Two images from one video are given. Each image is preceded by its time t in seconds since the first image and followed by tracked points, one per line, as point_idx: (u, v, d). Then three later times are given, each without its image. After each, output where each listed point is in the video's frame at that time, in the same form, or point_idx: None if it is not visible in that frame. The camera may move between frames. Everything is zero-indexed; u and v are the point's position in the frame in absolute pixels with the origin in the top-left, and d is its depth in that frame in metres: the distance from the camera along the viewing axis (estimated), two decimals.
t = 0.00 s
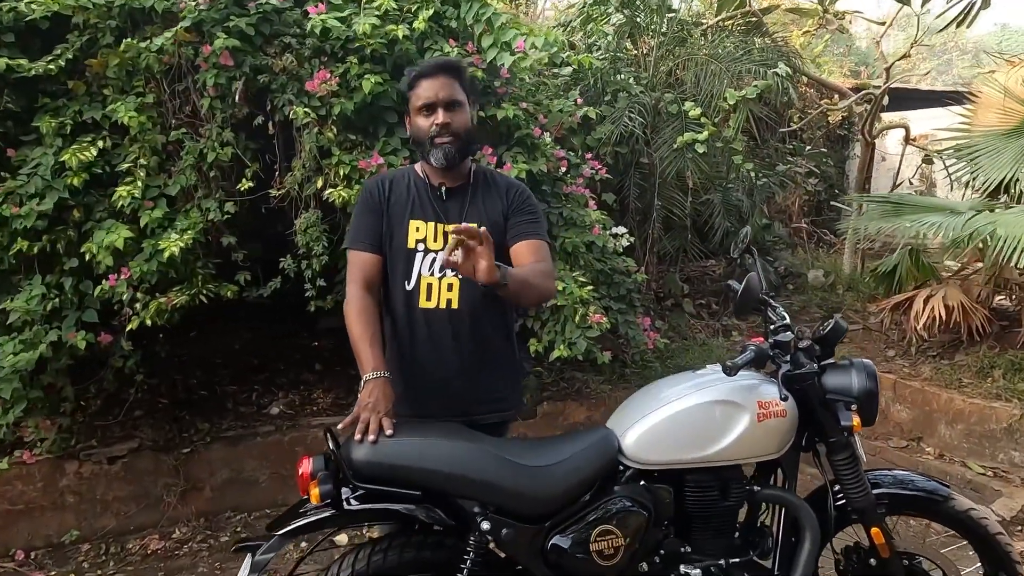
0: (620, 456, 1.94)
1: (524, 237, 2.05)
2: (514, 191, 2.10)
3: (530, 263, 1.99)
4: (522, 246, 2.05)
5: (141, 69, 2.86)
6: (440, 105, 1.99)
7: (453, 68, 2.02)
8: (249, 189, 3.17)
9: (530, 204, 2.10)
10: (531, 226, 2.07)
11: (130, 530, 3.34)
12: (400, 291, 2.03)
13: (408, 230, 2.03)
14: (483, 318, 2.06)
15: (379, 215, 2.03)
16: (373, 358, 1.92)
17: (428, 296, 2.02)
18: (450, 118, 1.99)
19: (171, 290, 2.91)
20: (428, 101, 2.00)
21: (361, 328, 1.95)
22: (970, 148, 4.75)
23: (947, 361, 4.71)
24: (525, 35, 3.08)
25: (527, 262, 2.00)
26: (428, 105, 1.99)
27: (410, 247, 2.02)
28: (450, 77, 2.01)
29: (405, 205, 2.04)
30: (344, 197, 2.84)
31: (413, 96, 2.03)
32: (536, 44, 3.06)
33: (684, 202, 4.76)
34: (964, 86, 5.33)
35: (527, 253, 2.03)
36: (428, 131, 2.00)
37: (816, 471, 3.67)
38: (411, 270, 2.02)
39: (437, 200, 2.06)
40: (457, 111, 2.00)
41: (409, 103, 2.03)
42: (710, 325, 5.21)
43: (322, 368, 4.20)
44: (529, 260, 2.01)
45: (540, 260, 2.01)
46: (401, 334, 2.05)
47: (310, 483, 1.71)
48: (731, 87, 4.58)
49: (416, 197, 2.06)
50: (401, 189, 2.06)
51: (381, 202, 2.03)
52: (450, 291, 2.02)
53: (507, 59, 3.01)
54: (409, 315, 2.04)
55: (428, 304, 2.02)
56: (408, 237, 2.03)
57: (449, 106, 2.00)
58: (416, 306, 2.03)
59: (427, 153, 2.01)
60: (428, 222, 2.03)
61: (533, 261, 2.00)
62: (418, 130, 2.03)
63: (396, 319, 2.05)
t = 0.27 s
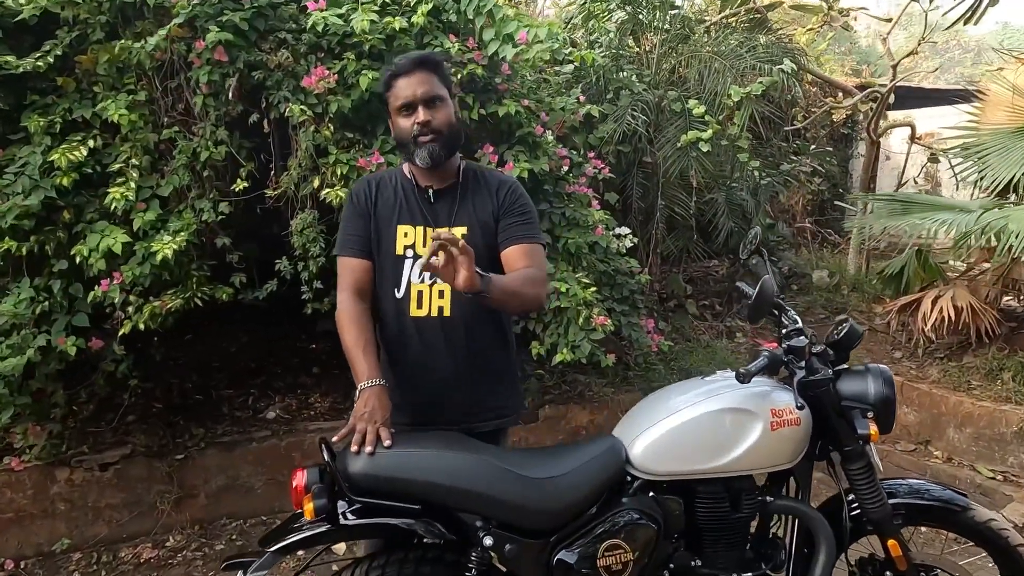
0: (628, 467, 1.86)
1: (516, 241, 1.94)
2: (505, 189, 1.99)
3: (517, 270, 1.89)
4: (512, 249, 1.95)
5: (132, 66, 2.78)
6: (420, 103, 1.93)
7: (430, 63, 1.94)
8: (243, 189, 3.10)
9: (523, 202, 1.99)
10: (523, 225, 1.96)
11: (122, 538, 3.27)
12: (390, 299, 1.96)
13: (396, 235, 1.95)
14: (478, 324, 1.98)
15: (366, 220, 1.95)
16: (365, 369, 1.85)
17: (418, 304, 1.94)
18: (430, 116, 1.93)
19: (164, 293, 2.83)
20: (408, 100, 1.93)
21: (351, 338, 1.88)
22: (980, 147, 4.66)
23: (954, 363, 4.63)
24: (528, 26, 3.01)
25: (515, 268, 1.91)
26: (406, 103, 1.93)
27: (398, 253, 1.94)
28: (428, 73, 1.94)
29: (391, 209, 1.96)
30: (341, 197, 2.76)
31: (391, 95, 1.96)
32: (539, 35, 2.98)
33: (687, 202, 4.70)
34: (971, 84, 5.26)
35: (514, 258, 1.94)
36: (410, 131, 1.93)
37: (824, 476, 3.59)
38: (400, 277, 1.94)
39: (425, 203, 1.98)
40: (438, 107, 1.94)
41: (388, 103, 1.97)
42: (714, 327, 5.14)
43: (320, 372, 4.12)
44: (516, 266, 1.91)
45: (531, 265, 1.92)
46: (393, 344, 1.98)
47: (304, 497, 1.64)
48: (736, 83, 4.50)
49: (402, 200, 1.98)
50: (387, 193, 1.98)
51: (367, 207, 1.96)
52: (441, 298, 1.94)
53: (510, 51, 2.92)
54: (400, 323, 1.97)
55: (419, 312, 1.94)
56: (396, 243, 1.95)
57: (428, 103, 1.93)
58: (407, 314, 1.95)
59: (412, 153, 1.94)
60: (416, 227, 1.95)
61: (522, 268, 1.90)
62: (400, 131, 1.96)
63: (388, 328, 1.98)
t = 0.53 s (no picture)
0: (628, 475, 1.81)
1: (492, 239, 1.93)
2: (479, 187, 1.97)
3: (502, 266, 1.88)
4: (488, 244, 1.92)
5: (122, 64, 2.73)
6: (392, 99, 1.90)
7: (402, 57, 1.91)
8: (235, 189, 3.04)
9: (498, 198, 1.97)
10: (498, 219, 1.94)
11: (114, 545, 3.21)
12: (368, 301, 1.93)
13: (371, 236, 1.91)
14: (457, 324, 1.95)
15: (340, 222, 1.91)
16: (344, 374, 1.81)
17: (396, 305, 1.91)
18: (402, 111, 1.90)
19: (154, 295, 2.77)
20: (380, 95, 1.90)
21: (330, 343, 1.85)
22: (985, 146, 4.58)
23: (959, 365, 4.57)
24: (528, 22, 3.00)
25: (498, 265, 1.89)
26: (378, 98, 1.90)
27: (375, 254, 1.91)
28: (400, 67, 1.91)
29: (365, 210, 1.92)
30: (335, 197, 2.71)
31: (363, 91, 1.93)
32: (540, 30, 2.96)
33: (689, 202, 4.67)
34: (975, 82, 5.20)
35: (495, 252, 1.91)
36: (382, 127, 1.90)
37: (828, 481, 3.53)
38: (377, 278, 1.91)
39: (400, 203, 1.94)
40: (411, 103, 1.91)
41: (359, 99, 1.94)
42: (715, 328, 5.08)
43: (316, 374, 4.06)
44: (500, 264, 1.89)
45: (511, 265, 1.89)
46: (372, 346, 1.95)
47: (292, 506, 1.58)
48: (737, 81, 4.44)
49: (377, 201, 1.93)
50: (360, 192, 1.94)
51: (340, 208, 1.92)
52: (419, 299, 1.91)
53: (510, 47, 2.85)
54: (378, 326, 1.93)
55: (397, 314, 1.91)
56: (371, 244, 1.91)
57: (400, 99, 1.90)
58: (385, 316, 1.92)
59: (384, 150, 1.90)
60: (392, 227, 1.92)
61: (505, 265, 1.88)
62: (371, 127, 1.93)
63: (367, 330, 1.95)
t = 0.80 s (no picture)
0: (621, 481, 1.77)
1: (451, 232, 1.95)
2: (436, 183, 2.00)
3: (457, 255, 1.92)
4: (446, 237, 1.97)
5: (110, 62, 2.69)
6: (344, 92, 1.89)
7: (354, 52, 1.92)
8: (226, 189, 3.01)
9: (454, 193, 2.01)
10: (458, 215, 1.98)
11: (104, 549, 3.17)
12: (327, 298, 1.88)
13: (328, 232, 1.87)
14: (418, 318, 1.94)
15: (295, 218, 1.85)
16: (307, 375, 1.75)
17: (356, 300, 1.88)
18: (356, 105, 1.89)
19: (144, 296, 2.74)
20: (332, 89, 1.90)
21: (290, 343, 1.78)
22: (986, 145, 4.54)
23: (961, 366, 4.52)
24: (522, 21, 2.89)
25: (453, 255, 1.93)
26: (331, 92, 1.89)
27: (333, 249, 1.87)
28: (353, 62, 1.91)
29: (321, 206, 1.88)
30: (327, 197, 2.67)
31: (314, 85, 1.92)
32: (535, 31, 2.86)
33: (688, 201, 4.60)
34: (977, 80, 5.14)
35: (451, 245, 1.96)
36: (336, 121, 1.88)
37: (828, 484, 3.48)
38: (336, 274, 1.87)
39: (357, 197, 1.92)
40: (363, 96, 1.91)
41: (311, 93, 1.92)
42: (715, 329, 5.03)
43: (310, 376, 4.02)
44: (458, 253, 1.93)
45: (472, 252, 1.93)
46: (331, 344, 1.91)
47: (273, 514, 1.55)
48: (736, 79, 4.39)
49: (332, 196, 1.90)
50: (314, 188, 1.90)
51: (295, 205, 1.86)
52: (379, 293, 1.88)
53: (505, 46, 2.81)
54: (338, 323, 1.89)
55: (358, 309, 1.88)
56: (329, 240, 1.87)
57: (353, 92, 1.90)
58: (345, 312, 1.88)
59: (337, 144, 1.89)
60: (350, 221, 1.89)
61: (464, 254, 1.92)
62: (324, 121, 1.91)
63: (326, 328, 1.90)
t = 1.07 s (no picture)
0: (619, 486, 1.74)
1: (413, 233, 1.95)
2: (398, 185, 2.01)
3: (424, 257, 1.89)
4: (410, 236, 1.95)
5: (104, 62, 2.68)
6: (309, 96, 1.85)
7: (320, 55, 1.88)
8: (221, 190, 2.99)
9: (413, 195, 2.02)
10: (421, 216, 1.99)
11: (100, 552, 3.15)
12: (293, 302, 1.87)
13: (293, 236, 1.85)
14: (384, 318, 1.96)
15: (257, 223, 1.82)
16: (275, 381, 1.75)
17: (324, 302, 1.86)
18: (320, 109, 1.86)
19: (139, 298, 2.72)
20: (295, 92, 1.85)
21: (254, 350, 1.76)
22: (987, 145, 4.51)
23: (963, 367, 4.49)
24: (519, 23, 2.94)
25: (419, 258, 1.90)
26: (295, 95, 1.85)
27: (298, 253, 1.85)
28: (319, 65, 1.87)
29: (284, 210, 1.86)
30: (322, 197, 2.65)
31: (277, 86, 1.87)
32: (531, 33, 2.90)
33: (688, 200, 4.50)
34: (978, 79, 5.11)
35: (414, 246, 1.93)
36: (298, 124, 1.85)
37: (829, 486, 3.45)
38: (303, 277, 1.85)
39: (321, 200, 1.90)
40: (327, 101, 1.87)
41: (273, 95, 1.87)
42: (715, 330, 5.00)
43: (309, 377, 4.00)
44: (427, 255, 1.90)
45: (439, 251, 1.93)
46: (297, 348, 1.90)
47: (264, 519, 1.52)
48: (736, 78, 4.37)
49: (294, 199, 1.88)
50: (276, 193, 1.87)
51: (257, 210, 1.83)
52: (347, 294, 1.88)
53: (500, 48, 2.81)
54: (305, 327, 1.88)
55: (326, 312, 1.87)
56: (295, 244, 1.85)
57: (319, 97, 1.86)
58: (314, 315, 1.87)
59: (300, 147, 1.85)
60: (314, 224, 1.87)
61: (431, 255, 1.90)
62: (287, 124, 1.87)
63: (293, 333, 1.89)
